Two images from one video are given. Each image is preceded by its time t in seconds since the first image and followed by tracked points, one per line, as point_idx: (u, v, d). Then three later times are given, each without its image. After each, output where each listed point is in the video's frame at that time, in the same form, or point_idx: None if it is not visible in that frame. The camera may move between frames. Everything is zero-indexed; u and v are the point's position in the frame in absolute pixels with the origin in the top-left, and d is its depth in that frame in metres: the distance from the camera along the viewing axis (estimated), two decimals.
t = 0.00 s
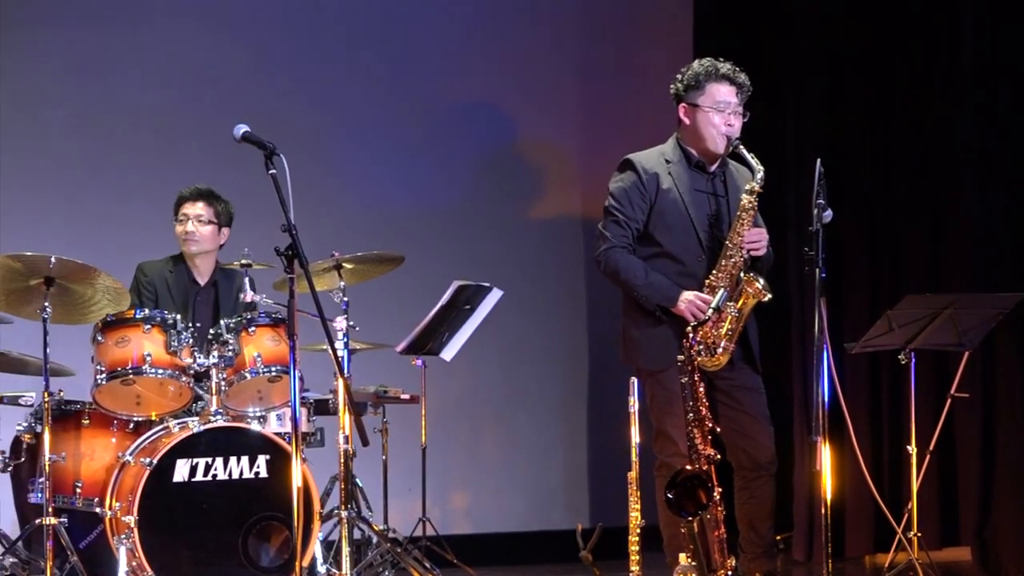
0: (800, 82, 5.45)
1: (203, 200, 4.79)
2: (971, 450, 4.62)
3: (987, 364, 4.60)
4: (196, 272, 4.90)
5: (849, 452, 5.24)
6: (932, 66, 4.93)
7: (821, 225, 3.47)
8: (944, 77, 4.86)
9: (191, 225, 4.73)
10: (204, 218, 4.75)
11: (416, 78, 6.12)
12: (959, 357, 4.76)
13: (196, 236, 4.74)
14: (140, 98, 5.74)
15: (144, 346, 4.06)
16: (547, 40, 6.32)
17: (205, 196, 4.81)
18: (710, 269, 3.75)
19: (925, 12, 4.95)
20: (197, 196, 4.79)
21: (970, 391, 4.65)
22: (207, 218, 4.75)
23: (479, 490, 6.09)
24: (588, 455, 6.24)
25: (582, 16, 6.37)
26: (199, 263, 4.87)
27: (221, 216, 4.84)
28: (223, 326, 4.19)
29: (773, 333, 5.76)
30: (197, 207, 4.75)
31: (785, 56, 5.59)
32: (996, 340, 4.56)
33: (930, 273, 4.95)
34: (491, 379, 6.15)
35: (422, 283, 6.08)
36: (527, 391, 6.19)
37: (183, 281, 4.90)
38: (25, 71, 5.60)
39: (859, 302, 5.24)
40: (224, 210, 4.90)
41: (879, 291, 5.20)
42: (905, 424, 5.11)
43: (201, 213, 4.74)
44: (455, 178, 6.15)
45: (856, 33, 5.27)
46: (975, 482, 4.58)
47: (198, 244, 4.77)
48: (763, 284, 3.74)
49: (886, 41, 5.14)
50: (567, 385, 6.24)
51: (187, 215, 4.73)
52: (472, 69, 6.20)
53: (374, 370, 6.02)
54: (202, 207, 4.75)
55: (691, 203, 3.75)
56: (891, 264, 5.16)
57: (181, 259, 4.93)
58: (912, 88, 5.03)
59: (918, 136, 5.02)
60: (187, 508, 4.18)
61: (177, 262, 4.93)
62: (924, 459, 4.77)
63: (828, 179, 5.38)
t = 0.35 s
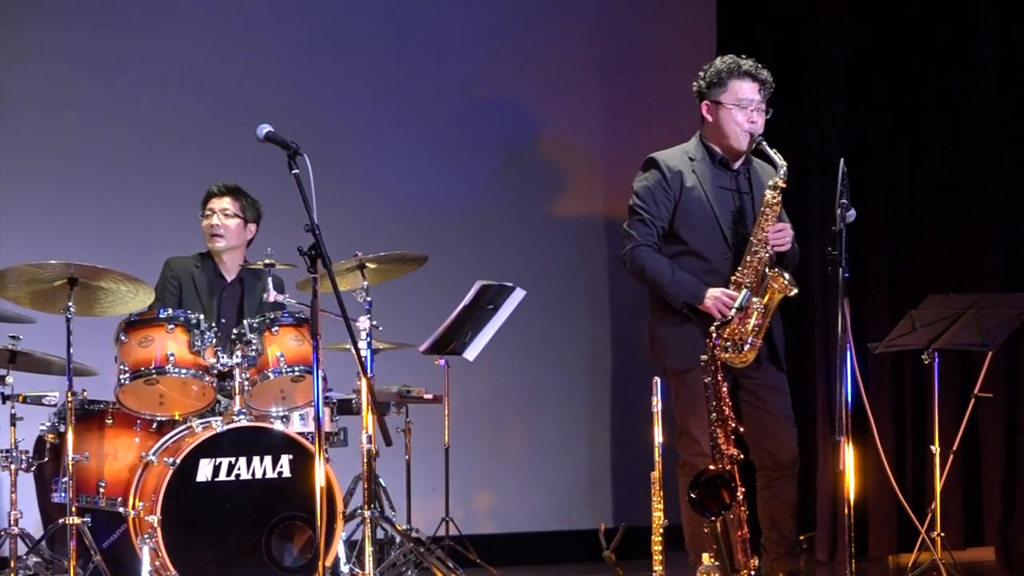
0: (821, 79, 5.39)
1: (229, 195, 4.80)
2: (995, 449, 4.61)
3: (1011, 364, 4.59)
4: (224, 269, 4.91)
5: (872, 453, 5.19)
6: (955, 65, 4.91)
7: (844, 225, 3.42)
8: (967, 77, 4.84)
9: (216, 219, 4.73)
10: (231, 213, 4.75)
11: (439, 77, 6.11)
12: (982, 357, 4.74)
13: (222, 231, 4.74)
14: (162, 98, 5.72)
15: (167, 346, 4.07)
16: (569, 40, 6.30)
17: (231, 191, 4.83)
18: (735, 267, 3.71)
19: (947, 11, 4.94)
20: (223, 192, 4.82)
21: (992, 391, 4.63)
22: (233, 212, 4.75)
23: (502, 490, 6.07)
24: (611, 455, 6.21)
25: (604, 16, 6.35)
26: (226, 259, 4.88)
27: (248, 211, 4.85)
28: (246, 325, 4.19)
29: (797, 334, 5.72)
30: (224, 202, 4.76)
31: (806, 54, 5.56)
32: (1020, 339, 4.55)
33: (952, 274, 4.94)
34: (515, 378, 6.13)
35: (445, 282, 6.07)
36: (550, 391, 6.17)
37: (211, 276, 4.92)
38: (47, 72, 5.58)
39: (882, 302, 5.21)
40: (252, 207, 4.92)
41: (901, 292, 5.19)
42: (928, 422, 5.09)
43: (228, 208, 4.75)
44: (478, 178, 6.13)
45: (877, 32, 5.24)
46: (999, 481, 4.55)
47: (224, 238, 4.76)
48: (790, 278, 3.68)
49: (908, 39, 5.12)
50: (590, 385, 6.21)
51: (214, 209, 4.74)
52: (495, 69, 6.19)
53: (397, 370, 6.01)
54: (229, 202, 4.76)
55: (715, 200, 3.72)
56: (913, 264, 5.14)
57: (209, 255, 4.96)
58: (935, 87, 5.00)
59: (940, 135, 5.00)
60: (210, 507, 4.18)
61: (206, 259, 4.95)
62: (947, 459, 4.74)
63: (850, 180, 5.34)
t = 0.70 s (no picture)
0: (847, 79, 5.38)
1: (255, 194, 4.82)
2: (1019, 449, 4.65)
3: None
4: (250, 267, 4.91)
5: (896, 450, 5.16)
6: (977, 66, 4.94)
7: (869, 224, 3.38)
8: (992, 78, 4.87)
9: (240, 217, 4.73)
10: (256, 211, 4.75)
11: (464, 77, 6.10)
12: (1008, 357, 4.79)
13: (246, 228, 4.74)
14: (187, 98, 5.69)
15: (191, 345, 4.07)
16: (594, 39, 6.29)
17: (258, 191, 4.84)
18: (760, 266, 3.69)
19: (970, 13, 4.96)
20: (249, 190, 4.83)
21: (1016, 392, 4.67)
22: (258, 210, 4.75)
23: (527, 490, 6.05)
24: (636, 455, 6.21)
25: (629, 16, 6.34)
26: (252, 257, 4.88)
27: (274, 211, 4.85)
28: (270, 325, 4.20)
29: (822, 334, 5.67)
30: (249, 201, 4.77)
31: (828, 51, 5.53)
32: None
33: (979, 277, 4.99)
34: (539, 378, 6.12)
35: (469, 282, 6.06)
36: (576, 391, 6.16)
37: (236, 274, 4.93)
38: (72, 71, 5.54)
39: (907, 302, 5.22)
40: (280, 207, 4.90)
41: (927, 292, 5.21)
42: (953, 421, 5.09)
43: (253, 206, 4.75)
44: (503, 177, 6.12)
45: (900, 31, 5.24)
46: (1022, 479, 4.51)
47: (248, 236, 4.76)
48: (814, 278, 3.63)
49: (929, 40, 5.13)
50: (615, 385, 6.21)
51: (239, 207, 4.75)
52: (520, 68, 6.18)
53: (422, 370, 5.99)
54: (254, 201, 4.76)
55: (740, 200, 3.69)
56: (937, 263, 5.18)
57: (235, 254, 4.95)
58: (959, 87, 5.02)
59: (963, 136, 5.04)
60: (234, 507, 4.18)
61: (231, 256, 4.96)
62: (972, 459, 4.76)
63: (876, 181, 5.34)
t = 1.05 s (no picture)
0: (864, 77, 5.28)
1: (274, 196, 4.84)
2: None
3: None
4: (272, 268, 4.93)
5: (915, 449, 5.11)
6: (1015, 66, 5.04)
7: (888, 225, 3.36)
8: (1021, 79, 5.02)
9: (261, 219, 4.76)
10: (275, 213, 4.77)
11: (483, 77, 6.09)
12: None
13: (266, 231, 4.76)
14: (208, 98, 5.70)
15: (211, 345, 4.08)
16: (613, 39, 6.28)
17: (278, 192, 4.85)
18: (780, 267, 3.66)
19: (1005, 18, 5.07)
20: (270, 192, 4.84)
21: None
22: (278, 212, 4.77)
23: (546, 489, 6.04)
24: (655, 455, 6.21)
25: (648, 16, 6.34)
26: (274, 259, 4.89)
27: (294, 211, 4.86)
28: (289, 325, 4.20)
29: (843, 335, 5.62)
30: (269, 203, 4.79)
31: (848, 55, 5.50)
32: None
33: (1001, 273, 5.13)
34: (559, 378, 6.10)
35: (488, 282, 6.05)
36: (595, 392, 6.15)
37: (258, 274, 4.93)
38: (92, 71, 5.56)
39: (927, 301, 5.20)
40: (301, 207, 4.91)
41: (946, 291, 5.24)
42: (972, 421, 5.10)
43: (272, 208, 4.78)
44: (522, 177, 6.11)
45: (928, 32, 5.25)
46: None
47: (269, 238, 4.78)
48: (834, 280, 3.58)
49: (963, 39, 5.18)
50: (634, 385, 6.21)
51: (259, 210, 4.77)
52: (540, 69, 6.17)
53: (441, 370, 5.99)
54: (273, 202, 4.79)
55: (760, 200, 3.67)
56: (955, 262, 5.23)
57: (256, 254, 4.94)
58: (993, 86, 5.11)
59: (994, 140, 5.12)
60: (252, 506, 4.19)
61: (253, 255, 4.95)
62: (993, 459, 4.79)
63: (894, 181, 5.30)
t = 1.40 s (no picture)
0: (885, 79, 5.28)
1: (293, 201, 4.77)
2: None
3: None
4: (290, 271, 4.91)
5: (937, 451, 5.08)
6: (1017, 66, 5.01)
7: (909, 224, 3.34)
8: None
9: (281, 227, 4.69)
10: (295, 221, 4.70)
11: (503, 77, 6.09)
12: None
13: (286, 239, 4.72)
14: (229, 98, 5.71)
15: (232, 345, 4.10)
16: (634, 38, 6.26)
17: (297, 198, 4.79)
18: (800, 268, 3.64)
19: (1006, 10, 5.03)
20: (290, 197, 4.78)
21: None
22: (298, 220, 4.71)
23: (567, 489, 6.03)
24: (676, 455, 6.18)
25: (669, 15, 6.32)
26: (292, 263, 4.87)
27: (314, 217, 4.80)
28: (310, 325, 4.21)
29: (863, 337, 5.59)
30: (289, 210, 4.72)
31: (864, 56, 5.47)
32: None
33: None
34: (580, 378, 6.09)
35: (509, 282, 6.04)
36: (616, 392, 6.13)
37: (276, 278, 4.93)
38: (114, 72, 5.58)
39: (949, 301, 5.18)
40: (320, 211, 4.86)
41: (970, 291, 5.18)
42: (995, 422, 5.05)
43: (292, 215, 4.71)
44: (542, 177, 6.10)
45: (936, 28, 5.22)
46: None
47: (288, 246, 4.74)
48: (854, 280, 3.56)
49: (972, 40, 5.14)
50: (655, 385, 6.19)
51: (278, 217, 4.70)
52: (560, 68, 6.16)
53: (461, 370, 5.98)
54: (293, 209, 4.72)
55: (780, 201, 3.64)
56: (982, 262, 5.16)
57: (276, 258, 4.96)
58: (999, 85, 5.07)
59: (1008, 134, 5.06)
60: (274, 506, 4.20)
61: (272, 259, 4.96)
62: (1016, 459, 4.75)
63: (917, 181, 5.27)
